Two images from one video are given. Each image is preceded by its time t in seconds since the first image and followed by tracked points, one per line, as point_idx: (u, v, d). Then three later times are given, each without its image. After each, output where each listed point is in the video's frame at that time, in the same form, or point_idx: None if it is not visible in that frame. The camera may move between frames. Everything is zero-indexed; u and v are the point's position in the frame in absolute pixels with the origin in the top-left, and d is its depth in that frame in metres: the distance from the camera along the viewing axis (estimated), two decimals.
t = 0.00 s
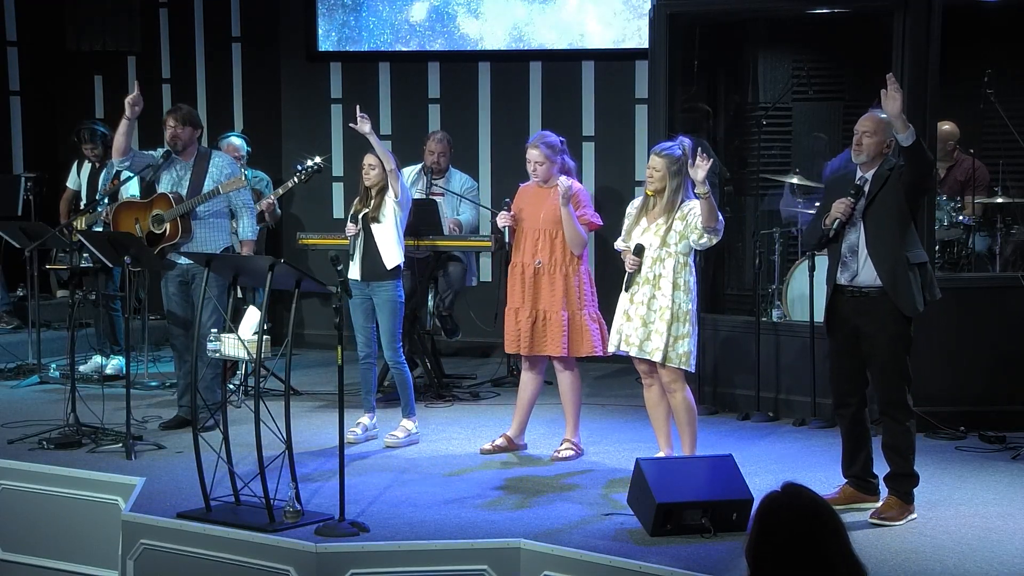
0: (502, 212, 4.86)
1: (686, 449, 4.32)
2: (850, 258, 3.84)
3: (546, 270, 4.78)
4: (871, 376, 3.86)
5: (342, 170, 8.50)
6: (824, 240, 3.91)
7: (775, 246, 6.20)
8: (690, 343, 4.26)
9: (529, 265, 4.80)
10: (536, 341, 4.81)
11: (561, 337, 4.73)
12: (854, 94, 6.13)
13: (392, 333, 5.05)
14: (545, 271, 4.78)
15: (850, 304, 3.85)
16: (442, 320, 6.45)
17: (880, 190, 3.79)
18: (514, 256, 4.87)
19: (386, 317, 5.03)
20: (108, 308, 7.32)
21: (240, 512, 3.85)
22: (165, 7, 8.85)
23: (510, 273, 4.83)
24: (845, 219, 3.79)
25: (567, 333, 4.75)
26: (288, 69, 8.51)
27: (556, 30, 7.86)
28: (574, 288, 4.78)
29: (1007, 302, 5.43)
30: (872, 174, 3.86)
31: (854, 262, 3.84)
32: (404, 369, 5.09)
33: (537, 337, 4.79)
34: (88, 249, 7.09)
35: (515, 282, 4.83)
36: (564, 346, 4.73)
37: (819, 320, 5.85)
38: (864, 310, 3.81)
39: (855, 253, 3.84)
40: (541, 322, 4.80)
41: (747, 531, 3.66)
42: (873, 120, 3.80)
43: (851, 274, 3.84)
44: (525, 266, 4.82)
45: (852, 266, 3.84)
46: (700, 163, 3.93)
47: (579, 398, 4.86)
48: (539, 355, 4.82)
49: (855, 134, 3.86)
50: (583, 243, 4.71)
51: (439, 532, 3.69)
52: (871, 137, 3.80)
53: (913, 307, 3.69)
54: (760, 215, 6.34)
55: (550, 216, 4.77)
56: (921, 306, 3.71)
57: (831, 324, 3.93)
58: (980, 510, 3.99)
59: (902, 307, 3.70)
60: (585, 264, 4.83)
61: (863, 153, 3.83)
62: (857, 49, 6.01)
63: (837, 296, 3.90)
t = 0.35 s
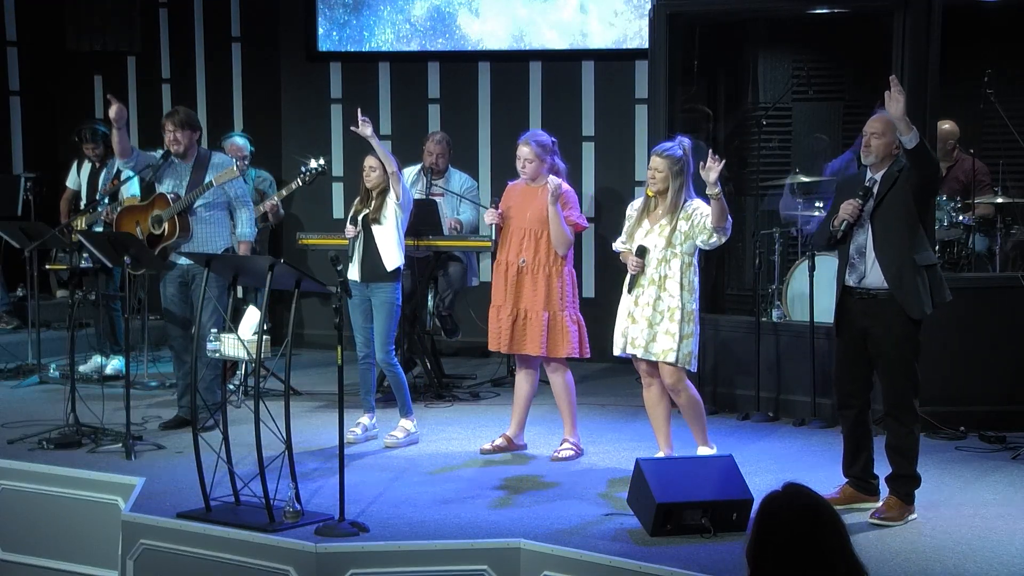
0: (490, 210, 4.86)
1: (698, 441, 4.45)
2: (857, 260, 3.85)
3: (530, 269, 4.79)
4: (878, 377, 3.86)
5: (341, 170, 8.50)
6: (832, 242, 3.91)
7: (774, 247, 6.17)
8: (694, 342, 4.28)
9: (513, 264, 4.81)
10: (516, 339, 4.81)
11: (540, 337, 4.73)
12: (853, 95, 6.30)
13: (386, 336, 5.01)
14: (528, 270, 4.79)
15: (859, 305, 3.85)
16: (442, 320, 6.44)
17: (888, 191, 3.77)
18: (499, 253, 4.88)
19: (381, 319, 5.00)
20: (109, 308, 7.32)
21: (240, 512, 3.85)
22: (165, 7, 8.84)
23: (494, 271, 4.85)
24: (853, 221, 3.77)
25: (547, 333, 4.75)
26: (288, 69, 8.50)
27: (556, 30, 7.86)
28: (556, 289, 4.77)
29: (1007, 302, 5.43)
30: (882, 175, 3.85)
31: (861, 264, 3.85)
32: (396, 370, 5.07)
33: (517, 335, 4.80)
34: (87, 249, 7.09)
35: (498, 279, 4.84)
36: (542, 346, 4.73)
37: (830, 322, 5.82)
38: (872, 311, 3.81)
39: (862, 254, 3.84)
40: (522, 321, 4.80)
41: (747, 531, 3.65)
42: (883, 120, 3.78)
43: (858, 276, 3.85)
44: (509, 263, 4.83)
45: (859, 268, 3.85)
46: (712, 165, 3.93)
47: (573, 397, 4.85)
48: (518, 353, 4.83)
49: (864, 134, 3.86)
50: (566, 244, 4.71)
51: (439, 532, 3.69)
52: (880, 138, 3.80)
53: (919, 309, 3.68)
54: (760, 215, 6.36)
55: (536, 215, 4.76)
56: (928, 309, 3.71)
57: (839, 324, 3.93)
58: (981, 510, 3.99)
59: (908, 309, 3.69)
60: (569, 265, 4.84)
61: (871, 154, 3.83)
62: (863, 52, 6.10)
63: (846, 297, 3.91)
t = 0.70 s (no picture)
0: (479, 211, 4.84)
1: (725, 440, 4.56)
2: (863, 263, 3.89)
3: (520, 270, 4.78)
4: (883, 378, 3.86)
5: (341, 170, 8.50)
6: (840, 244, 3.96)
7: (774, 247, 6.24)
8: (711, 338, 4.31)
9: (502, 264, 4.80)
10: (502, 339, 4.82)
11: (529, 337, 4.75)
12: (853, 94, 6.32)
13: (399, 335, 5.05)
14: (518, 271, 4.79)
15: (866, 307, 3.86)
16: (442, 320, 6.41)
17: (895, 194, 3.78)
18: (488, 253, 4.87)
19: (392, 319, 5.04)
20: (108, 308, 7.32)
21: (240, 512, 3.85)
22: (165, 7, 8.84)
23: (482, 270, 4.83)
24: (858, 224, 3.80)
25: (535, 333, 4.76)
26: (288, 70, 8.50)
27: (556, 30, 7.86)
28: (542, 290, 4.78)
29: (1008, 303, 5.42)
30: (890, 178, 3.85)
31: (866, 267, 3.88)
32: (408, 367, 5.13)
33: (503, 335, 4.81)
34: (87, 249, 7.09)
35: (486, 279, 4.82)
36: (530, 347, 4.75)
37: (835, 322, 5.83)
38: (877, 313, 3.82)
39: (867, 257, 3.88)
40: (509, 321, 4.82)
41: (747, 531, 3.65)
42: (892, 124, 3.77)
43: (864, 278, 3.88)
44: (498, 264, 4.82)
45: (864, 271, 3.88)
46: (719, 159, 3.93)
47: (568, 396, 4.85)
48: (503, 352, 4.85)
49: (872, 136, 3.85)
50: (557, 247, 4.71)
51: (439, 532, 3.69)
52: (885, 141, 3.78)
53: (920, 315, 3.66)
54: (760, 215, 6.36)
55: (527, 216, 4.76)
56: (931, 315, 3.69)
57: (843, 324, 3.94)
58: (981, 510, 4.00)
59: (908, 315, 3.68)
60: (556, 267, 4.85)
61: (880, 157, 3.84)
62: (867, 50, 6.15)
63: (854, 298, 3.93)
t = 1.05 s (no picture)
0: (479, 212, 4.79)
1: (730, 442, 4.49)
2: (864, 263, 3.90)
3: (523, 270, 4.78)
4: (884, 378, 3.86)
5: (341, 170, 8.50)
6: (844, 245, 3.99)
7: (774, 247, 6.27)
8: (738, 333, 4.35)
9: (505, 265, 4.79)
10: (509, 339, 4.83)
11: (535, 336, 4.75)
12: (854, 95, 6.24)
13: (408, 336, 5.07)
14: (522, 270, 4.78)
15: (867, 307, 3.87)
16: (442, 320, 6.47)
17: (896, 195, 3.77)
18: (487, 254, 4.84)
19: (400, 319, 5.05)
20: (109, 308, 7.32)
21: (239, 512, 3.85)
22: (165, 7, 8.83)
23: (485, 272, 4.82)
24: (861, 224, 3.85)
25: (541, 331, 4.76)
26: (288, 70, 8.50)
27: (557, 30, 7.86)
28: (545, 289, 4.80)
29: (1008, 303, 5.42)
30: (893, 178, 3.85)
31: (868, 267, 3.89)
32: (414, 368, 5.13)
33: (509, 335, 4.81)
34: (87, 249, 7.09)
35: (488, 281, 4.81)
36: (538, 345, 4.74)
37: (836, 322, 5.83)
38: (879, 313, 3.82)
39: (869, 256, 3.89)
40: (515, 321, 4.82)
41: (747, 531, 3.66)
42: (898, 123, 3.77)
43: (865, 278, 3.89)
44: (500, 265, 4.81)
45: (866, 271, 3.89)
46: (738, 153, 3.95)
47: (567, 396, 4.85)
48: (509, 352, 4.85)
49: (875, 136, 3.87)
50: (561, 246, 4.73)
51: (439, 532, 3.69)
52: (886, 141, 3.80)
53: (920, 315, 3.66)
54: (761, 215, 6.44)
55: (528, 215, 4.76)
56: (931, 316, 3.68)
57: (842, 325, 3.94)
58: (981, 510, 4.00)
59: (907, 316, 3.69)
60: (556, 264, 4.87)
61: (882, 158, 3.86)
62: (866, 51, 6.07)
63: (857, 298, 3.94)
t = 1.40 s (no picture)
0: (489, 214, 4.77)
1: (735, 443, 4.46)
2: (859, 260, 3.89)
3: (537, 268, 4.78)
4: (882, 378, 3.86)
5: (341, 170, 8.50)
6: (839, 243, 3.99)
7: (775, 247, 6.28)
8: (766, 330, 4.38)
9: (519, 264, 4.78)
10: (522, 339, 4.82)
11: (549, 334, 4.74)
12: (854, 94, 6.34)
13: (411, 336, 5.08)
14: (536, 269, 4.78)
15: (863, 307, 3.88)
16: (442, 320, 6.47)
17: (890, 193, 3.76)
18: (500, 254, 4.82)
19: (403, 320, 5.05)
20: (109, 308, 7.32)
21: (240, 512, 3.84)
22: (165, 7, 8.83)
23: (498, 272, 4.81)
24: (855, 222, 3.88)
25: (555, 329, 4.76)
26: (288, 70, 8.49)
27: (558, 30, 7.86)
28: (558, 287, 4.79)
29: (1008, 302, 5.42)
30: (888, 175, 3.83)
31: (862, 264, 3.88)
32: (416, 369, 5.11)
33: (522, 335, 4.80)
34: (87, 249, 7.09)
35: (503, 281, 4.80)
36: (550, 343, 4.74)
37: (837, 322, 5.81)
38: (875, 312, 3.83)
39: (863, 254, 3.88)
40: (528, 320, 4.81)
41: (747, 531, 3.66)
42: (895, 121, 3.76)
43: (859, 276, 3.88)
44: (514, 264, 4.80)
45: (860, 269, 3.88)
46: (754, 151, 3.96)
47: (572, 397, 4.85)
48: (522, 351, 4.85)
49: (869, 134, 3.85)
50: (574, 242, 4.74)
51: (439, 532, 3.69)
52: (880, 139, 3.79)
53: (912, 311, 3.67)
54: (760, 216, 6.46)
55: (540, 213, 4.76)
56: (924, 311, 3.68)
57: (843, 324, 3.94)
58: (981, 510, 3.99)
59: (900, 312, 3.69)
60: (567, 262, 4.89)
61: (876, 155, 3.84)
62: (866, 50, 6.12)
63: (852, 297, 3.96)
